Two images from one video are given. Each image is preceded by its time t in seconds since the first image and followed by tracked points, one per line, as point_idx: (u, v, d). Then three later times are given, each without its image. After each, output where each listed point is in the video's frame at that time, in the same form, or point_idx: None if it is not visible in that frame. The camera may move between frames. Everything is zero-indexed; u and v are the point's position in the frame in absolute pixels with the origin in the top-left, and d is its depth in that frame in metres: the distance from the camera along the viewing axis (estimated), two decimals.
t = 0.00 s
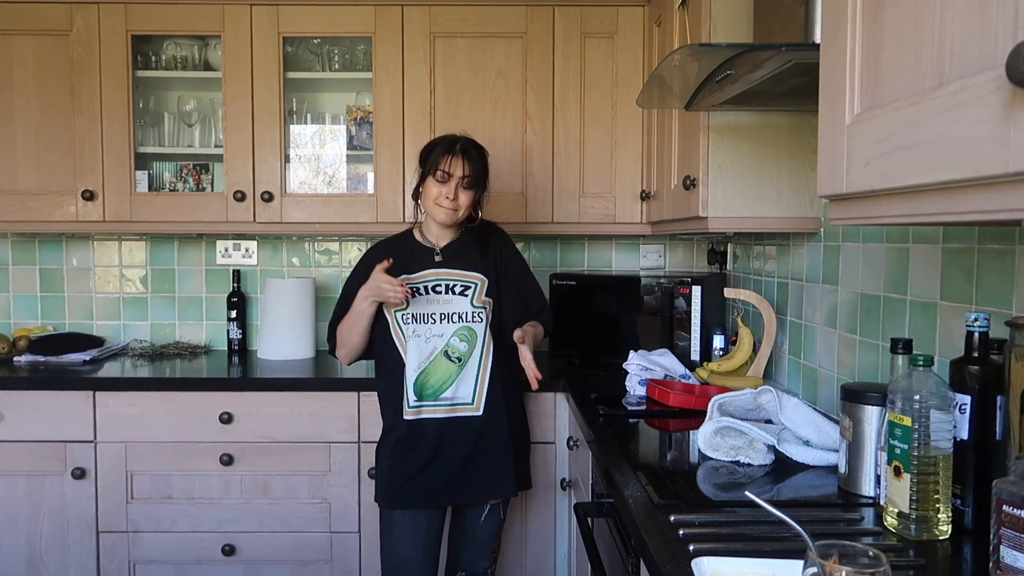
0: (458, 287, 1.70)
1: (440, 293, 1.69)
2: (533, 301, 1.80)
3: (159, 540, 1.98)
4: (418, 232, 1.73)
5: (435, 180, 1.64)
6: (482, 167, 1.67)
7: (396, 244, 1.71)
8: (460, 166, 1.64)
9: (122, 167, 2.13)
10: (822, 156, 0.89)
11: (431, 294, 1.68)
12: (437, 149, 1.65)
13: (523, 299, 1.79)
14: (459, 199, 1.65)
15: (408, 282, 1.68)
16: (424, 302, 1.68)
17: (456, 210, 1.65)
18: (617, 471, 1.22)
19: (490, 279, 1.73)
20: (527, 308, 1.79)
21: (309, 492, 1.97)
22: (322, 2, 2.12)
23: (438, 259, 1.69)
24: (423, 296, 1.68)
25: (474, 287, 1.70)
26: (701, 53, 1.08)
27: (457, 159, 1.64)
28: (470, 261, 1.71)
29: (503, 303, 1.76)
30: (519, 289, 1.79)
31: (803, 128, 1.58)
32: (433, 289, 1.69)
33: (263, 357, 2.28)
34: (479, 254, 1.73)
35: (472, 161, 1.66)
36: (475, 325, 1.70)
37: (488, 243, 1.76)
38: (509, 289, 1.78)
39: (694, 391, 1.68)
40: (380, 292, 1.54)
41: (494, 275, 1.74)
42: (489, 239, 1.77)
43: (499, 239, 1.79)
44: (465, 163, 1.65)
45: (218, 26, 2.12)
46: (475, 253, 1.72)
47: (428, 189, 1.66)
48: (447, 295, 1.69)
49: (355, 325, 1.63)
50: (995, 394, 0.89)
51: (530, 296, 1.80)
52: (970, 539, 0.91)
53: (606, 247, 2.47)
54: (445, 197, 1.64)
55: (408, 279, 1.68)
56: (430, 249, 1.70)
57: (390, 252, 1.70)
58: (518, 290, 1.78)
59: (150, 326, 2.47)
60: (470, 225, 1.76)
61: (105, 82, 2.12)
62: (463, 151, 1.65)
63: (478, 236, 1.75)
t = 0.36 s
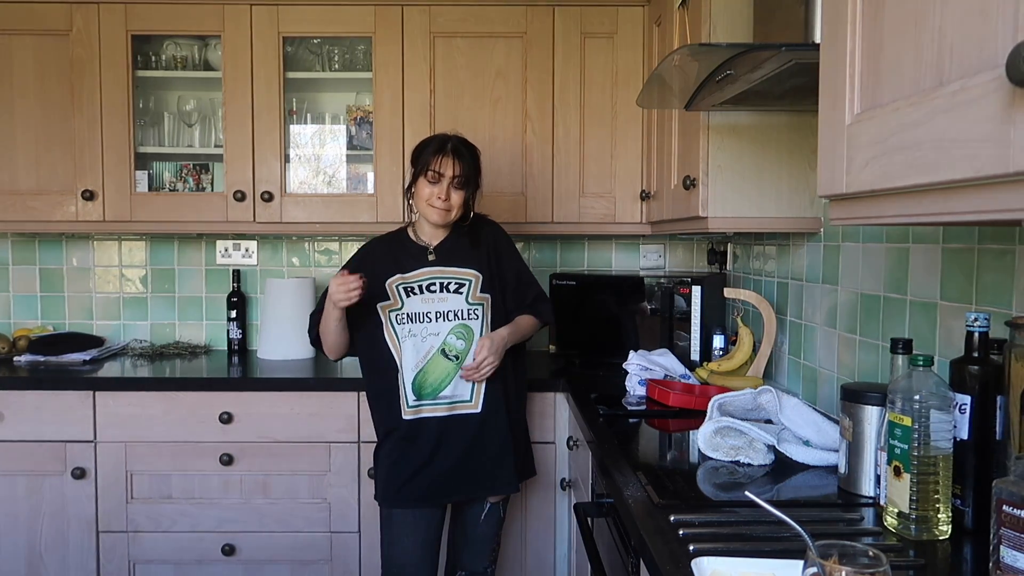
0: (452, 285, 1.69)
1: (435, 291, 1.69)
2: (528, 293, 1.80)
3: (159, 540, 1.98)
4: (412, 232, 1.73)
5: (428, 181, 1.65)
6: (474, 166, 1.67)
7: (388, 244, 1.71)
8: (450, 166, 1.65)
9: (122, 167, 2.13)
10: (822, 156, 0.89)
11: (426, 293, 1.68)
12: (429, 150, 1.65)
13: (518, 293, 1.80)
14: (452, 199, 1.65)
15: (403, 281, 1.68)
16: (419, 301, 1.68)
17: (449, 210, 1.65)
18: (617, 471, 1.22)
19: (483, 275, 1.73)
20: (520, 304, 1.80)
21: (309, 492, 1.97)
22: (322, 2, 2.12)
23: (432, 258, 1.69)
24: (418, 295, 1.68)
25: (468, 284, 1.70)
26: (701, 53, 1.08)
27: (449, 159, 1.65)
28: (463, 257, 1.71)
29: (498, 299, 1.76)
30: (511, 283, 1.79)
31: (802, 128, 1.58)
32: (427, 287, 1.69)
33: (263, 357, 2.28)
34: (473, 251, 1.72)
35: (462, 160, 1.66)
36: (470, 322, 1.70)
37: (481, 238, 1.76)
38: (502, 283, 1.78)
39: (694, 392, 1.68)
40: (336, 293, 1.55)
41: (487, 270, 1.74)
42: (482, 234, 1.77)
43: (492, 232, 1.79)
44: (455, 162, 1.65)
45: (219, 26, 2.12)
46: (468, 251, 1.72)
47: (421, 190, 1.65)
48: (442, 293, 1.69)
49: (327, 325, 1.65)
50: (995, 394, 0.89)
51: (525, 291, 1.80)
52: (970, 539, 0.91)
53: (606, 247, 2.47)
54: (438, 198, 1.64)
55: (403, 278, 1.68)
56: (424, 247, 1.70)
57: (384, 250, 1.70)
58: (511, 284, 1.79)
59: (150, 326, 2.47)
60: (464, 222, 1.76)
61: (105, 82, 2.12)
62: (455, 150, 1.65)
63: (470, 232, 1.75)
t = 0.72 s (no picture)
0: (459, 284, 1.69)
1: (443, 289, 1.69)
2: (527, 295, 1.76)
3: (159, 540, 1.98)
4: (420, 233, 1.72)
5: (445, 181, 1.64)
6: (486, 164, 1.69)
7: (397, 245, 1.69)
8: (469, 165, 1.66)
9: (122, 166, 2.13)
10: (822, 155, 0.89)
11: (434, 291, 1.68)
12: (443, 151, 1.65)
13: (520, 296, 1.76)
14: (470, 198, 1.66)
15: (411, 280, 1.67)
16: (428, 299, 1.68)
17: (468, 209, 1.66)
18: (617, 471, 1.22)
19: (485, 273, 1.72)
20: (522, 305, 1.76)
21: (309, 492, 1.97)
22: (322, 2, 2.13)
23: (440, 257, 1.69)
24: (427, 292, 1.68)
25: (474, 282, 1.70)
26: (701, 53, 1.08)
27: (466, 158, 1.66)
28: (463, 259, 1.70)
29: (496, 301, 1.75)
30: (515, 285, 1.76)
31: (802, 128, 1.58)
32: (436, 285, 1.68)
33: (263, 357, 2.28)
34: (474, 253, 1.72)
35: (477, 159, 1.68)
36: (474, 319, 1.71)
37: (486, 239, 1.75)
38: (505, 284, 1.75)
39: (694, 391, 1.68)
40: (439, 379, 1.58)
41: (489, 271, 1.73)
42: (485, 236, 1.75)
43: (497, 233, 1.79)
44: (470, 161, 1.67)
45: (219, 26, 2.12)
46: (474, 253, 1.72)
47: (438, 191, 1.65)
48: (449, 291, 1.69)
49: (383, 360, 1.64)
50: (995, 394, 0.89)
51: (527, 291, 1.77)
52: (970, 539, 0.91)
53: (606, 247, 2.47)
54: (458, 198, 1.64)
55: (412, 277, 1.67)
56: (434, 247, 1.69)
57: (390, 250, 1.69)
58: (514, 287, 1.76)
59: (150, 326, 2.47)
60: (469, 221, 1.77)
61: (105, 83, 2.12)
62: (469, 150, 1.66)
63: (476, 231, 1.74)
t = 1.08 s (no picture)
0: (465, 284, 1.69)
1: (448, 287, 1.68)
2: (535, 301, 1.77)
3: (159, 540, 1.98)
4: (427, 233, 1.72)
5: (454, 182, 1.64)
6: (498, 171, 1.68)
7: (406, 241, 1.71)
8: (481, 168, 1.65)
9: (122, 166, 2.13)
10: (822, 155, 0.89)
11: (440, 288, 1.68)
12: (457, 152, 1.64)
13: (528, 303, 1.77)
14: (478, 201, 1.65)
15: (417, 275, 1.68)
16: (431, 295, 1.68)
17: (475, 212, 1.65)
18: (616, 471, 1.22)
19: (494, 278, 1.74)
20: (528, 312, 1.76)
21: (309, 492, 1.97)
22: (322, 2, 2.12)
23: (446, 256, 1.69)
24: (431, 288, 1.68)
25: (480, 284, 1.70)
26: (700, 53, 1.08)
27: (478, 162, 1.65)
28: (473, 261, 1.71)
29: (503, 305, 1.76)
30: (524, 292, 1.78)
31: (802, 128, 1.58)
32: (441, 283, 1.68)
33: (263, 357, 2.28)
34: (484, 256, 1.72)
35: (490, 163, 1.67)
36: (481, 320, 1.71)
37: (497, 245, 1.76)
38: (512, 291, 1.77)
39: (694, 391, 1.68)
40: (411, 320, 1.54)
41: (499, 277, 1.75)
42: (498, 243, 1.76)
43: (507, 244, 1.78)
44: (483, 165, 1.66)
45: (218, 26, 2.12)
46: (485, 258, 1.72)
47: (446, 191, 1.65)
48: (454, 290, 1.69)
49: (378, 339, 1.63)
50: (994, 393, 0.89)
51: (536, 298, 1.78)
52: (970, 539, 0.91)
53: (606, 247, 2.47)
54: (465, 200, 1.64)
55: (418, 272, 1.68)
56: (440, 246, 1.70)
57: (400, 245, 1.70)
58: (523, 294, 1.77)
59: (150, 326, 2.47)
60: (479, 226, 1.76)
61: (105, 82, 2.12)
62: (482, 155, 1.66)
63: (486, 237, 1.75)
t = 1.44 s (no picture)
0: (467, 284, 1.69)
1: (449, 288, 1.69)
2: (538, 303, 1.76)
3: (159, 540, 1.98)
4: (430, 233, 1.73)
5: (458, 185, 1.65)
6: (503, 175, 1.68)
7: (412, 242, 1.71)
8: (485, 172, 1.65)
9: (122, 166, 2.13)
10: (822, 155, 0.89)
11: (441, 288, 1.68)
12: (461, 155, 1.64)
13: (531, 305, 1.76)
14: (481, 204, 1.66)
15: (419, 275, 1.69)
16: (433, 295, 1.68)
17: (477, 215, 1.66)
18: (616, 471, 1.22)
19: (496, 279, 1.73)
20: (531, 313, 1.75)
21: (309, 492, 1.97)
22: (322, 2, 2.13)
23: (449, 256, 1.69)
24: (433, 288, 1.68)
25: (481, 284, 1.70)
26: (700, 53, 1.08)
27: (482, 165, 1.65)
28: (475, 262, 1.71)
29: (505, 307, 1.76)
30: (527, 293, 1.77)
31: (802, 128, 1.58)
32: (443, 283, 1.69)
33: (263, 357, 2.28)
34: (486, 257, 1.72)
35: (495, 167, 1.67)
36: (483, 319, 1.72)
37: (501, 248, 1.75)
38: (515, 293, 1.76)
39: (694, 391, 1.68)
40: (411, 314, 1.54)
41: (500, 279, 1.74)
42: (501, 245, 1.76)
43: (510, 245, 1.78)
44: (488, 168, 1.66)
45: (218, 26, 2.12)
46: (489, 260, 1.72)
47: (450, 193, 1.65)
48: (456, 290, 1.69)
49: (381, 333, 1.63)
50: (994, 393, 0.89)
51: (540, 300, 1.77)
52: (970, 538, 0.91)
53: (606, 247, 2.47)
54: (468, 203, 1.64)
55: (420, 272, 1.68)
56: (443, 247, 1.70)
57: (404, 245, 1.71)
58: (526, 295, 1.76)
59: (150, 326, 2.47)
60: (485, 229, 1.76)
61: (105, 82, 2.12)
62: (487, 158, 1.65)
63: (491, 239, 1.74)
